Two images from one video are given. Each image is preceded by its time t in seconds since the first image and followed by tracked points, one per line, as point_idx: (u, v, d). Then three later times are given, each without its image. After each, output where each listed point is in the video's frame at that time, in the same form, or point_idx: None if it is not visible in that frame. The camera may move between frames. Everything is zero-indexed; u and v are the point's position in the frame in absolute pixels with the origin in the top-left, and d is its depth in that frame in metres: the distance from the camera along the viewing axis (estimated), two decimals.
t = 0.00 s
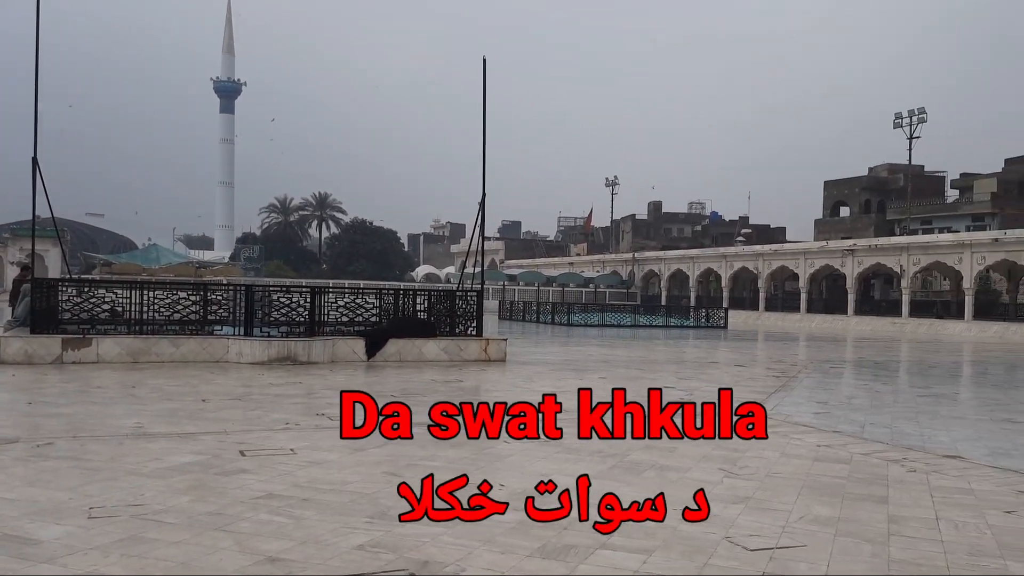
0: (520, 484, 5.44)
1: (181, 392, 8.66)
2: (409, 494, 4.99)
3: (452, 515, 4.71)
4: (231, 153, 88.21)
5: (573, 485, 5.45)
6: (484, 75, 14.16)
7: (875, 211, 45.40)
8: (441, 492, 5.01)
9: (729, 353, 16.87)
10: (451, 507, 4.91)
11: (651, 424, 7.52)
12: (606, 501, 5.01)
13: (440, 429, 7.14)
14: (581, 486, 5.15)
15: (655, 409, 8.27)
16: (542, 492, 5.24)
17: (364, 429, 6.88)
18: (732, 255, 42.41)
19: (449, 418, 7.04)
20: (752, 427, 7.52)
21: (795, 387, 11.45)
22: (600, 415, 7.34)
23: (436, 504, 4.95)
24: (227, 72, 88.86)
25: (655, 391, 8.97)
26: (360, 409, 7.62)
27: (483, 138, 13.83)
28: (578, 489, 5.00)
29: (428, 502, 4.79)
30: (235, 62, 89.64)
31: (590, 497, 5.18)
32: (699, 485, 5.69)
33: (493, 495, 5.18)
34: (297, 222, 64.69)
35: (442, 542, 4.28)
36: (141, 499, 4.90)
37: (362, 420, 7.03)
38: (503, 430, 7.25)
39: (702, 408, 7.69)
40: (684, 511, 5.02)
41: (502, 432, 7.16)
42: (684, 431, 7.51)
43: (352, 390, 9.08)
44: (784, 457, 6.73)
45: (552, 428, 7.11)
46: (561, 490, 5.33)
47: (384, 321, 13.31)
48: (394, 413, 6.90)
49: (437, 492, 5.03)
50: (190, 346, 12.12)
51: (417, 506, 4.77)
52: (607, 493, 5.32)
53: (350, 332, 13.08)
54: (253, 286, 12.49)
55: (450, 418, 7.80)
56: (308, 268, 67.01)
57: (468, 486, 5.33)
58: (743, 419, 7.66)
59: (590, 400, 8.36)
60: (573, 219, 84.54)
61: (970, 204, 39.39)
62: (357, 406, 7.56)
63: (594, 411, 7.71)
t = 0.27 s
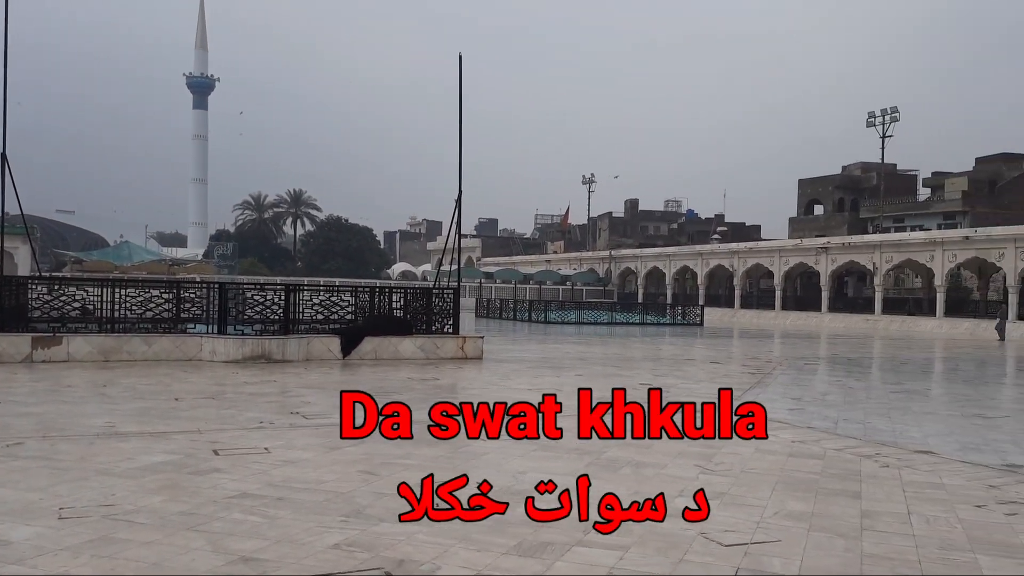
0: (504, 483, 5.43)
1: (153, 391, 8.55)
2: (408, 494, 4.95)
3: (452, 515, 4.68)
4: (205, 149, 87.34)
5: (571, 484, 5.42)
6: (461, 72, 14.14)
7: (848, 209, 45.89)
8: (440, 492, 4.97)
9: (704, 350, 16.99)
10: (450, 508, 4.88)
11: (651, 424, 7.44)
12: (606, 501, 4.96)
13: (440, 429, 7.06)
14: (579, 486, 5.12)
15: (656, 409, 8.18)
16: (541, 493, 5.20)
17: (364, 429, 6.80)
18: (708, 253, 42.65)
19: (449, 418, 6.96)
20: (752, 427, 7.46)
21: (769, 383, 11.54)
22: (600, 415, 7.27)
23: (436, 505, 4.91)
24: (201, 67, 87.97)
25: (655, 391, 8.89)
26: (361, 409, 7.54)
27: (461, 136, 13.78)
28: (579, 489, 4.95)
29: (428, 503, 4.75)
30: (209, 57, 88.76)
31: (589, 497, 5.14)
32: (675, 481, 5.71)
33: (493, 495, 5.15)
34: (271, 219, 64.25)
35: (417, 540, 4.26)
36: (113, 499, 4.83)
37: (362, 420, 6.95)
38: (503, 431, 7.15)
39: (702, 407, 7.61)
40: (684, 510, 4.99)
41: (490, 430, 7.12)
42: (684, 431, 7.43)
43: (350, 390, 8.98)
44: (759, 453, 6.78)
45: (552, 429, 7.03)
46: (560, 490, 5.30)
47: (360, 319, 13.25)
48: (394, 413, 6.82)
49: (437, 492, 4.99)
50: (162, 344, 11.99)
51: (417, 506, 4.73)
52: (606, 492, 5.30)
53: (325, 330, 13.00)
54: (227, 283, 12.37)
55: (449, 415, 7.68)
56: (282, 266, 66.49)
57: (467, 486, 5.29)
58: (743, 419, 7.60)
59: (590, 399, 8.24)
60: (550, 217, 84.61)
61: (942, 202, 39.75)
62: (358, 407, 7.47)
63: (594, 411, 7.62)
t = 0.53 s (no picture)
0: (494, 482, 5.40)
1: (122, 390, 8.43)
2: (408, 494, 4.90)
3: (452, 515, 4.64)
4: (175, 146, 86.38)
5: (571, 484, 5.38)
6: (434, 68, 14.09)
7: (820, 207, 46.39)
8: (441, 492, 4.93)
9: (678, 347, 17.08)
10: (450, 507, 4.84)
11: (651, 424, 7.39)
12: (606, 501, 4.93)
13: (440, 429, 6.99)
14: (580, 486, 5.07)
15: (656, 409, 8.12)
16: (541, 493, 5.16)
17: (364, 429, 6.72)
18: (681, 250, 42.90)
19: (449, 418, 6.88)
20: (752, 427, 7.42)
21: (742, 380, 11.63)
22: (600, 415, 7.21)
23: (436, 504, 4.87)
24: (171, 63, 86.96)
25: (656, 391, 8.83)
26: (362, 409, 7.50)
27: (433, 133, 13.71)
28: (579, 488, 4.91)
29: (428, 503, 4.71)
30: (179, 52, 87.77)
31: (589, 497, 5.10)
32: (648, 478, 5.73)
33: (492, 495, 5.12)
34: (244, 216, 63.69)
35: (389, 539, 4.24)
36: (79, 500, 4.75)
37: (362, 420, 6.87)
38: (503, 431, 7.07)
39: (702, 407, 7.55)
40: (685, 510, 4.96)
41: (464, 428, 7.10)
42: (684, 431, 7.39)
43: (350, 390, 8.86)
44: (731, 449, 6.82)
45: (552, 428, 6.97)
46: (560, 490, 5.26)
47: (333, 317, 13.16)
48: (394, 413, 6.76)
49: (437, 491, 4.95)
50: (132, 343, 11.83)
51: (417, 506, 4.69)
52: (606, 492, 5.26)
53: (298, 327, 12.89)
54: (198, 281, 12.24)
55: (435, 416, 7.64)
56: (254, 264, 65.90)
57: (467, 486, 5.26)
58: (743, 419, 7.56)
59: (591, 399, 8.16)
60: (524, 214, 84.66)
61: (912, 200, 40.32)
62: (358, 406, 7.41)
63: (594, 410, 7.56)
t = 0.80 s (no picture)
0: (493, 482, 5.36)
1: (80, 389, 8.27)
2: (408, 494, 4.87)
3: (452, 515, 4.61)
4: (137, 141, 85.02)
5: (571, 485, 5.35)
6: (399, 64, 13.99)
7: (784, 205, 46.92)
8: (441, 491, 4.89)
9: (645, 343, 17.16)
10: (450, 508, 4.80)
11: (651, 424, 7.35)
12: (605, 501, 4.91)
13: (439, 429, 6.87)
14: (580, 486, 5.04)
15: (655, 408, 8.07)
16: (541, 493, 5.13)
17: (364, 429, 6.61)
18: (649, 247, 43.13)
19: (449, 417, 6.77)
20: (752, 427, 7.39)
21: (708, 376, 11.72)
22: (599, 415, 7.15)
23: (435, 504, 4.83)
24: (132, 56, 85.56)
25: (655, 391, 8.79)
26: (360, 409, 7.46)
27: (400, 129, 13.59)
28: (579, 488, 4.87)
29: (427, 502, 4.67)
30: (141, 46, 86.36)
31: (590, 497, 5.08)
32: (613, 475, 5.72)
33: (492, 495, 5.08)
34: (207, 212, 62.87)
35: (352, 539, 4.19)
36: (33, 502, 4.64)
37: (361, 420, 6.77)
38: (503, 431, 6.99)
39: (702, 408, 7.53)
40: (684, 510, 4.93)
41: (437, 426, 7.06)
42: (684, 431, 7.34)
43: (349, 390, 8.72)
44: (696, 445, 6.85)
45: (552, 428, 6.90)
46: (560, 490, 5.23)
47: (297, 314, 13.03)
48: (393, 413, 6.67)
49: (436, 491, 4.91)
50: (91, 341, 11.62)
51: (416, 506, 4.65)
52: (606, 493, 5.23)
53: (262, 325, 12.74)
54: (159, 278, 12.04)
55: (425, 416, 7.56)
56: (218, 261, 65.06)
57: (467, 486, 5.22)
58: (743, 419, 7.53)
59: (589, 399, 8.09)
60: (492, 212, 84.60)
61: (874, 199, 40.98)
62: (356, 406, 7.35)
63: (594, 411, 7.49)
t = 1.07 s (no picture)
0: (493, 482, 5.38)
1: (34, 390, 8.09)
2: (408, 494, 4.89)
3: (451, 515, 4.64)
4: (96, 137, 83.49)
5: (570, 485, 5.37)
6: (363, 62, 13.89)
7: (748, 204, 47.42)
8: (441, 492, 4.91)
9: (610, 342, 17.22)
10: (450, 508, 4.83)
11: (651, 424, 7.39)
12: (605, 500, 4.92)
13: (439, 429, 6.90)
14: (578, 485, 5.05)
15: (655, 409, 8.12)
16: (541, 493, 5.15)
17: (364, 429, 6.63)
18: (614, 246, 43.33)
19: (449, 417, 6.80)
20: (752, 427, 7.43)
21: (671, 374, 11.81)
22: (599, 415, 7.18)
23: (436, 504, 4.86)
24: (91, 51, 83.98)
25: (655, 391, 8.85)
26: (360, 409, 7.47)
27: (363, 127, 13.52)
28: (578, 489, 4.88)
29: (428, 503, 4.70)
30: (99, 41, 84.79)
31: (589, 497, 5.09)
32: (575, 473, 5.72)
33: (492, 495, 5.10)
34: (168, 210, 61.94)
35: (310, 541, 4.14)
36: None
37: (361, 420, 6.80)
38: (503, 430, 7.02)
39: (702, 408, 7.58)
40: (684, 511, 4.95)
41: (424, 428, 7.09)
42: (684, 430, 7.39)
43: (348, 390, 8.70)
44: (658, 444, 6.89)
45: (552, 428, 6.92)
46: (560, 490, 5.24)
47: (259, 313, 12.88)
48: (393, 413, 6.68)
49: (437, 492, 4.94)
50: (46, 342, 11.38)
51: (416, 506, 4.68)
52: (605, 492, 5.25)
53: (222, 325, 12.57)
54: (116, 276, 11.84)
55: (424, 416, 7.57)
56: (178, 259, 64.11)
57: (467, 485, 5.24)
58: (742, 419, 7.57)
59: (590, 399, 8.12)
60: (458, 210, 84.39)
61: (835, 198, 41.54)
62: (357, 406, 7.39)
63: (593, 410, 7.53)
